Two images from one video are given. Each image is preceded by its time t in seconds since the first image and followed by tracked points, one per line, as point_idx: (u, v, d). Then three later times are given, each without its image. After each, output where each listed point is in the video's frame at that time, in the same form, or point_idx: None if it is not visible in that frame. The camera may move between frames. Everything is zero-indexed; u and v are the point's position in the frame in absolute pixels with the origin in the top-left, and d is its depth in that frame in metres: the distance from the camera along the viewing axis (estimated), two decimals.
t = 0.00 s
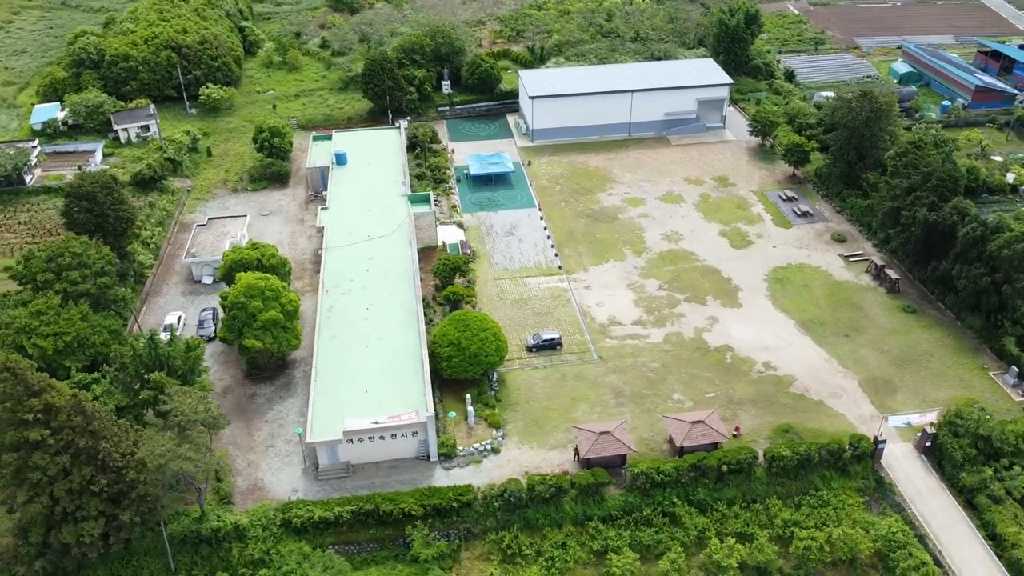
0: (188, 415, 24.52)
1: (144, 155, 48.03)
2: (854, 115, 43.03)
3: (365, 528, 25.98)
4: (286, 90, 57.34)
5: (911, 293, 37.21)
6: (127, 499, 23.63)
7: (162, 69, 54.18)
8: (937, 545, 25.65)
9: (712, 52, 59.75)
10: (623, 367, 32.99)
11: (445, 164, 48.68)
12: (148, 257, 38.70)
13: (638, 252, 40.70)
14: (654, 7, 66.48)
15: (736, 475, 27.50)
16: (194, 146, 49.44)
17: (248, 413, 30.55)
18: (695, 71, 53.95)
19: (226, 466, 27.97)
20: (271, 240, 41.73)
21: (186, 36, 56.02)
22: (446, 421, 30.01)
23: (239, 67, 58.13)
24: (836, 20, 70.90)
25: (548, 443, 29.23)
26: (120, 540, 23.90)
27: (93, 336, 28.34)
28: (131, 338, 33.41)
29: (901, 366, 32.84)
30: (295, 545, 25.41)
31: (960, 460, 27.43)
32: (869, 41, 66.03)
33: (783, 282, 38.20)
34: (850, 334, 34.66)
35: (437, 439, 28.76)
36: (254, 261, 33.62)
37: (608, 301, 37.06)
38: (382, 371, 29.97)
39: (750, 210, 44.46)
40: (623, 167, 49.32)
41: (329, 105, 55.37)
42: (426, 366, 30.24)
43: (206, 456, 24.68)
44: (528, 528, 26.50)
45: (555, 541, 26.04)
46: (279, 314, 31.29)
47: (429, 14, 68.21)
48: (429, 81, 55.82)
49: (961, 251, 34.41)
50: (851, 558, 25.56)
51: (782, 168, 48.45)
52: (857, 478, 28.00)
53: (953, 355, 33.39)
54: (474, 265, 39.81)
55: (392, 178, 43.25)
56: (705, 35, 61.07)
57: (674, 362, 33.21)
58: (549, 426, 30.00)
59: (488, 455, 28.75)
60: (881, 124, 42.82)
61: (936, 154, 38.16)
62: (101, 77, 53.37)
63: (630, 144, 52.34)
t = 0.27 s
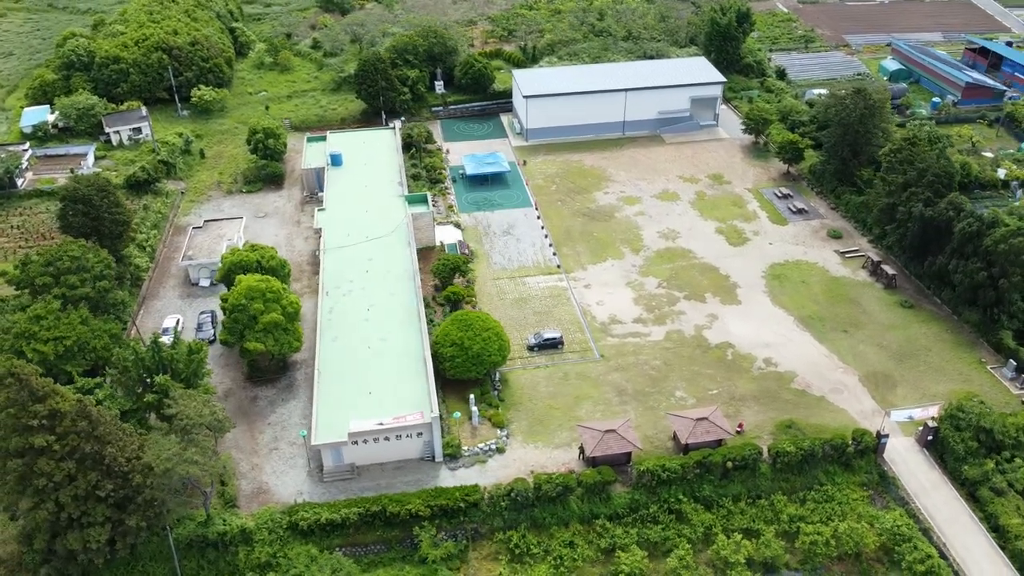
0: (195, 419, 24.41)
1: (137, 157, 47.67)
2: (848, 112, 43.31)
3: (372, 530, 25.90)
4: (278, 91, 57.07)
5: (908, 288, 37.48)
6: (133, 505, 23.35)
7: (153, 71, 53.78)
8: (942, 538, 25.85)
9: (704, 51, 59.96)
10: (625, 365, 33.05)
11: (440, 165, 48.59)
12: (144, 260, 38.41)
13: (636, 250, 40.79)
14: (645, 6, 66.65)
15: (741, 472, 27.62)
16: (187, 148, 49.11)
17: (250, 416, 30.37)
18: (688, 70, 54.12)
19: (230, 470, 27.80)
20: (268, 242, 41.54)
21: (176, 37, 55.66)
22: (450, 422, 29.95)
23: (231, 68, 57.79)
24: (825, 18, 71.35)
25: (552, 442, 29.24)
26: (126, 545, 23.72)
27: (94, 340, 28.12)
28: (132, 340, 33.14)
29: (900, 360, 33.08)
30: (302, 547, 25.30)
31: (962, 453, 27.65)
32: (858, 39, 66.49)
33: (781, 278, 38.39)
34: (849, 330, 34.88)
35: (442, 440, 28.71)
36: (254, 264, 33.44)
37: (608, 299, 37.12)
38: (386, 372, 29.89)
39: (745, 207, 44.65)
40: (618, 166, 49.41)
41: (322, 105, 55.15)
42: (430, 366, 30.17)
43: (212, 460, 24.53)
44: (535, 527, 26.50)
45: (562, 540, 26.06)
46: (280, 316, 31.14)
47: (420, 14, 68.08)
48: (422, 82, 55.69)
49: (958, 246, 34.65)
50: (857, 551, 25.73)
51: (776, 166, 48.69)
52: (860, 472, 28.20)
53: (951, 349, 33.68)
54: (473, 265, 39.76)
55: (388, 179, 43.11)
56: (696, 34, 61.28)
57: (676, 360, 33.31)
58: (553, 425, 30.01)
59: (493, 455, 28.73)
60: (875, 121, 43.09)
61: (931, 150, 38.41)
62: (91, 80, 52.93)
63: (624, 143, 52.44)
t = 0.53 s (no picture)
0: (200, 422, 24.28)
1: (129, 160, 47.30)
2: (841, 109, 43.60)
3: (379, 531, 25.83)
4: (270, 92, 56.78)
5: (904, 283, 37.80)
6: (139, 510, 23.25)
7: (143, 73, 53.35)
8: (945, 530, 26.07)
9: (695, 49, 60.16)
10: (626, 363, 33.13)
11: (435, 165, 48.51)
12: (139, 263, 38.10)
13: (633, 248, 40.90)
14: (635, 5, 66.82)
15: (745, 468, 27.75)
16: (180, 151, 48.77)
17: (251, 419, 30.20)
18: (680, 69, 54.30)
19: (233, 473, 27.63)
20: (264, 244, 41.35)
21: (166, 39, 55.27)
22: (453, 422, 29.92)
23: (221, 70, 57.44)
24: (814, 16, 71.81)
25: (556, 441, 29.27)
26: (132, 551, 23.52)
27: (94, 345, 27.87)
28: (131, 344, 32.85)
29: (898, 355, 33.35)
30: (309, 550, 25.19)
31: (963, 446, 27.90)
32: (847, 37, 66.95)
33: (778, 275, 38.60)
34: (847, 326, 35.12)
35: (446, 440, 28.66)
36: (253, 266, 33.24)
37: (607, 298, 37.20)
38: (389, 373, 29.81)
39: (740, 205, 44.87)
40: (612, 165, 49.50)
41: (314, 107, 54.92)
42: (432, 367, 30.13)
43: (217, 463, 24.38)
44: (542, 526, 26.51)
45: (569, 538, 26.09)
46: (281, 319, 30.99)
47: (410, 14, 67.93)
48: (415, 82, 55.56)
49: (954, 241, 34.90)
50: (862, 545, 25.92)
51: (770, 163, 48.94)
52: (863, 467, 28.42)
53: (948, 344, 33.99)
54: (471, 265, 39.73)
55: (384, 179, 42.97)
56: (687, 33, 61.49)
57: (676, 357, 33.43)
58: (557, 424, 30.04)
59: (498, 455, 28.72)
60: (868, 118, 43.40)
61: (925, 146, 38.71)
62: (80, 82, 52.45)
63: (618, 142, 52.56)
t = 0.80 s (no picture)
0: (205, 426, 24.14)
1: (120, 163, 46.92)
2: (833, 107, 43.88)
3: (385, 532, 25.77)
4: (261, 94, 56.49)
5: (899, 278, 38.11)
6: (145, 514, 23.11)
7: (132, 75, 52.93)
8: (947, 522, 26.31)
9: (686, 48, 60.37)
10: (627, 361, 33.22)
11: (429, 165, 48.43)
12: (135, 267, 37.80)
13: (630, 246, 41.00)
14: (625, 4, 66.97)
15: (749, 463, 27.88)
16: (171, 153, 48.44)
17: (253, 422, 30.04)
18: (672, 67, 54.48)
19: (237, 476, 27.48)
20: (260, 246, 41.13)
21: (156, 41, 54.87)
22: (457, 422, 29.88)
23: (211, 71, 57.08)
24: (802, 14, 72.25)
25: (560, 440, 29.31)
26: (138, 556, 23.34)
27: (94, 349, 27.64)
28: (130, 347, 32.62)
29: (896, 350, 33.63)
30: (316, 552, 25.09)
31: (963, 439, 28.17)
32: (835, 35, 67.41)
33: (775, 272, 38.81)
34: (844, 321, 35.37)
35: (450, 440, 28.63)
36: (251, 268, 33.03)
37: (605, 296, 37.28)
38: (391, 374, 29.74)
39: (735, 202, 45.08)
40: (606, 163, 49.61)
41: (306, 108, 54.68)
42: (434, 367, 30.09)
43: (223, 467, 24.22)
44: (548, 524, 26.54)
45: (576, 536, 26.14)
46: (282, 320, 30.83)
47: (400, 13, 67.76)
48: (407, 82, 55.42)
49: (948, 236, 35.17)
50: (866, 538, 26.11)
51: (763, 160, 49.20)
52: (864, 461, 28.64)
53: (944, 337, 34.31)
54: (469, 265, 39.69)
55: (380, 180, 42.83)
56: (678, 31, 61.69)
57: (676, 354, 33.56)
58: (560, 422, 30.08)
59: (502, 454, 28.72)
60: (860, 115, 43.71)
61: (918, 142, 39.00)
62: (69, 85, 51.97)
63: (611, 141, 52.67)
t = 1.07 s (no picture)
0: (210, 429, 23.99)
1: (112, 166, 46.56)
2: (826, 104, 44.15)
3: (392, 533, 25.71)
4: (252, 95, 56.18)
5: (894, 273, 38.42)
6: (151, 519, 22.80)
7: (122, 77, 52.50)
8: (950, 514, 26.55)
9: (677, 46, 60.56)
10: (628, 359, 33.30)
11: (423, 165, 48.34)
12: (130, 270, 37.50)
13: (627, 244, 41.10)
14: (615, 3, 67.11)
15: (753, 458, 28.02)
16: (163, 155, 48.10)
17: (255, 424, 29.88)
18: (664, 65, 54.64)
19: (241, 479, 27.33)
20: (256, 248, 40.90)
21: (145, 42, 54.44)
22: (460, 422, 29.84)
23: (201, 73, 56.71)
24: (790, 12, 72.69)
25: (564, 437, 29.34)
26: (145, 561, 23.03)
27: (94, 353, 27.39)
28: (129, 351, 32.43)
29: (894, 344, 33.91)
30: (323, 554, 25.00)
31: (963, 431, 28.44)
32: (823, 32, 67.87)
33: (771, 268, 39.02)
34: (842, 316, 35.62)
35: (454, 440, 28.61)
36: (250, 269, 32.84)
37: (604, 294, 37.35)
38: (394, 374, 29.66)
39: (730, 199, 45.29)
40: (601, 162, 49.70)
41: (298, 109, 54.43)
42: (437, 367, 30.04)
43: (228, 470, 24.06)
44: (554, 523, 26.57)
45: (583, 534, 26.18)
46: (282, 322, 30.67)
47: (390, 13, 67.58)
48: (399, 82, 55.27)
49: (943, 230, 35.48)
50: (870, 531, 26.31)
51: (756, 158, 49.46)
52: (866, 454, 28.86)
53: (941, 331, 34.63)
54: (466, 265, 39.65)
55: (375, 180, 42.68)
56: (668, 30, 61.88)
57: (677, 351, 33.67)
58: (563, 421, 30.12)
59: (506, 453, 28.72)
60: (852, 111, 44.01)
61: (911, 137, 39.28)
62: (58, 87, 51.50)
63: (604, 139, 52.78)
